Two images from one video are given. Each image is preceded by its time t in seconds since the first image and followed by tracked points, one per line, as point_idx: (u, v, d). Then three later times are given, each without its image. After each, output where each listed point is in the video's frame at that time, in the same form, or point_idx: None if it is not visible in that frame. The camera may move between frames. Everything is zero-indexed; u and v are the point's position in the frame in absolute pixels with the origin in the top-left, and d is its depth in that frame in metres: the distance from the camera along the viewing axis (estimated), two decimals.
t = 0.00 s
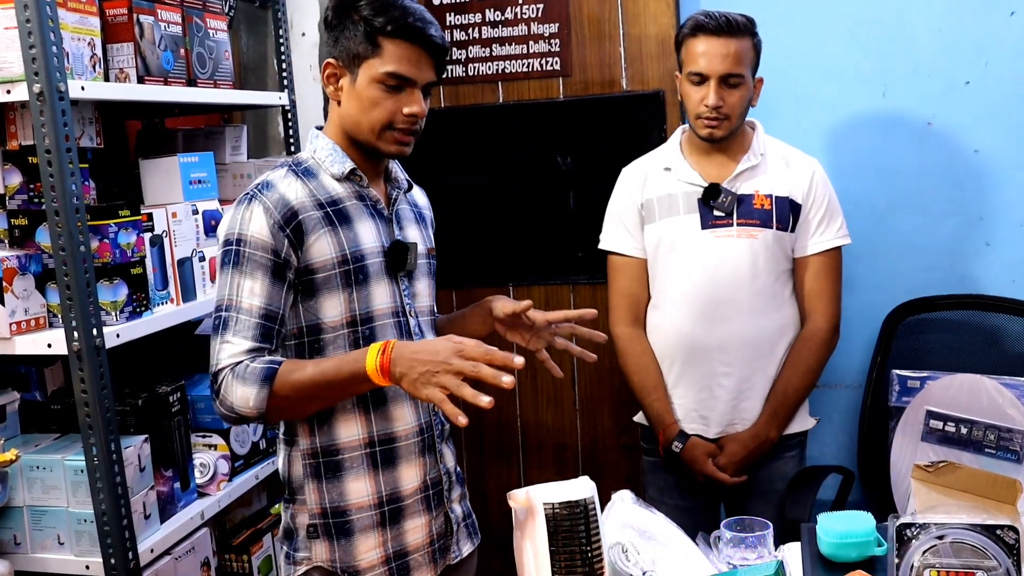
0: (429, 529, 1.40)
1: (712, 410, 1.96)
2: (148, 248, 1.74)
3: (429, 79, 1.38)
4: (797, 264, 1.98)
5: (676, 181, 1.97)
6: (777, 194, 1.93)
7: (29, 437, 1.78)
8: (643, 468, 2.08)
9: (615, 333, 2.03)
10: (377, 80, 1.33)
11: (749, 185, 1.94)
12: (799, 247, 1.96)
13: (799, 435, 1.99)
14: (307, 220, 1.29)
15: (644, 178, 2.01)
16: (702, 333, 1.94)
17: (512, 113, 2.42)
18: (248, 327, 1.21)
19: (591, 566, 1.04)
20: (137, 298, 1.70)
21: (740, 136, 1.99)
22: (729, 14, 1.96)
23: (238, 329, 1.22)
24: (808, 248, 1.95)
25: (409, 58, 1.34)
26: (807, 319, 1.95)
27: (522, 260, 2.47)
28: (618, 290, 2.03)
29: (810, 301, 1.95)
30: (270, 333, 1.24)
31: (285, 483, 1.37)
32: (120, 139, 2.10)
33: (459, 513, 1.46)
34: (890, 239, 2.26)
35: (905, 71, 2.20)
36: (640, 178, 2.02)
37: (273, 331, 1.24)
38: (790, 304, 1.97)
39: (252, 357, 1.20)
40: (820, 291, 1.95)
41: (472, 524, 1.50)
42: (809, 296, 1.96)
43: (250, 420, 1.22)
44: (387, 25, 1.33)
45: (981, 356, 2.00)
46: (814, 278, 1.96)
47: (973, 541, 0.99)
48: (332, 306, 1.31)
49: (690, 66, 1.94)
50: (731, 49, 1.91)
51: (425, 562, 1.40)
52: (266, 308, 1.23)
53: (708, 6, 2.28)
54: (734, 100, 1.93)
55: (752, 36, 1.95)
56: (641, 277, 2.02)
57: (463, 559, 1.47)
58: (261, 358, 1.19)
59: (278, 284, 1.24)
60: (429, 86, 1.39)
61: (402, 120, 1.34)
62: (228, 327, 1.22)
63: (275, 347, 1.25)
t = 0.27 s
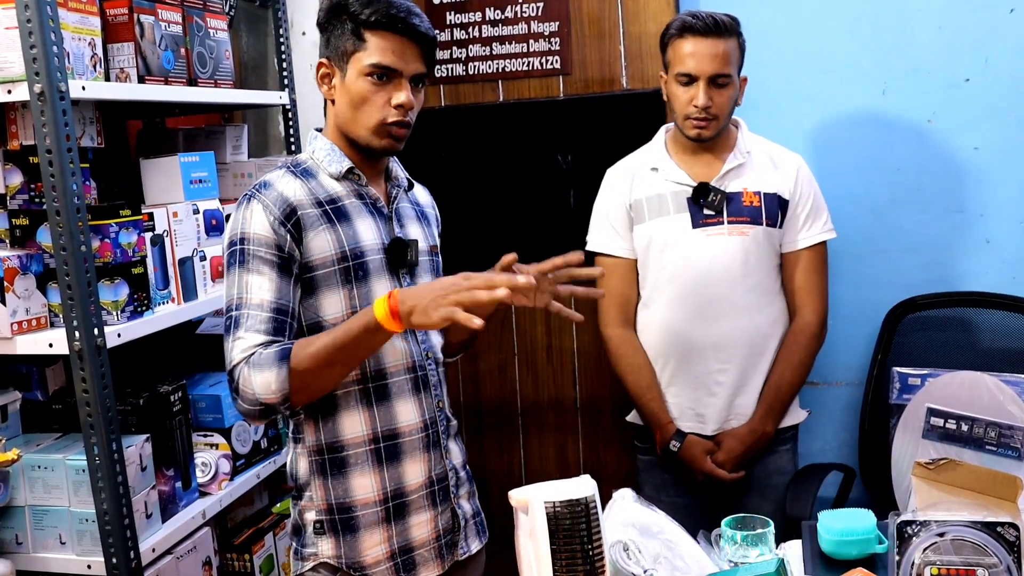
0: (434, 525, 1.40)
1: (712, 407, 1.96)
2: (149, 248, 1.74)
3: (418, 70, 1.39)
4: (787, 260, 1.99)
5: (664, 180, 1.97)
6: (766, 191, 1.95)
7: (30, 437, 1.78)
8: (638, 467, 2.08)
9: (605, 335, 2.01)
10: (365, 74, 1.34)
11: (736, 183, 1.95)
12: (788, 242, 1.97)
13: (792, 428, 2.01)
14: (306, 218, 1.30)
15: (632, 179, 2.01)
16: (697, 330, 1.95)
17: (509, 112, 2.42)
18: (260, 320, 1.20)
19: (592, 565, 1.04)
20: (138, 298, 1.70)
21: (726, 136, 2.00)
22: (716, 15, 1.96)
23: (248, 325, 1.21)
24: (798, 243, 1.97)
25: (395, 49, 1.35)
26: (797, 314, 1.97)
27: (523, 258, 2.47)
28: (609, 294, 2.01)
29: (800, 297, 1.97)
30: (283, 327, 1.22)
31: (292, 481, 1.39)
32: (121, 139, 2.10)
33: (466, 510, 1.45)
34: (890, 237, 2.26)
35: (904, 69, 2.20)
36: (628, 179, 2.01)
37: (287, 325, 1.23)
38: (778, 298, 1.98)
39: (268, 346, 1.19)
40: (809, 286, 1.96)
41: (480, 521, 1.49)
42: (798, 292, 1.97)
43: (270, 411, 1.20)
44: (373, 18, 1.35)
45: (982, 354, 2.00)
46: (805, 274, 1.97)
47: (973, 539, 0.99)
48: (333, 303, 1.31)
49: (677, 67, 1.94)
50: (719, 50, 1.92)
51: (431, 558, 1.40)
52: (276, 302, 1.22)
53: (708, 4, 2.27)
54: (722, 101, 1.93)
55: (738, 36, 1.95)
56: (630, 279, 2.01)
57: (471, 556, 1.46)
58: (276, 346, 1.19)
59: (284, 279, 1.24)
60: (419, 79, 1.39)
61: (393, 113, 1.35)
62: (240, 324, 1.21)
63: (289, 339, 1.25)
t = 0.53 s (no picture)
0: (440, 524, 1.40)
1: (703, 406, 1.97)
2: (150, 249, 1.74)
3: (418, 66, 1.39)
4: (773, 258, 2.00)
5: (651, 183, 1.98)
6: (752, 190, 1.96)
7: (31, 437, 1.78)
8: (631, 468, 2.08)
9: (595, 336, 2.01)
10: (367, 72, 1.35)
11: (723, 183, 1.96)
12: (776, 241, 1.99)
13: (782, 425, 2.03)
14: (311, 219, 1.30)
15: (618, 182, 2.01)
16: (688, 331, 1.95)
17: (509, 112, 2.42)
18: (264, 324, 1.21)
19: (592, 565, 1.04)
20: (139, 298, 1.70)
21: (710, 136, 2.01)
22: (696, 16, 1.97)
23: (252, 329, 1.22)
24: (785, 241, 1.98)
25: (396, 46, 1.35)
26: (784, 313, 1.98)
27: (524, 259, 2.47)
28: (596, 294, 2.02)
29: (787, 295, 1.98)
30: (285, 330, 1.23)
31: (299, 480, 1.39)
32: (121, 139, 2.11)
33: (471, 508, 1.46)
34: (890, 237, 2.27)
35: (904, 69, 2.20)
36: (614, 182, 2.02)
37: (288, 328, 1.24)
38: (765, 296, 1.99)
39: (273, 354, 1.20)
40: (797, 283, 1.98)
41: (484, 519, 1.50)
42: (785, 290, 1.99)
43: (271, 417, 1.22)
44: (371, 17, 1.35)
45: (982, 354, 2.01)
46: (792, 273, 1.98)
47: (973, 538, 0.99)
48: (338, 303, 1.32)
49: (660, 69, 1.95)
50: (701, 50, 1.93)
51: (437, 556, 1.40)
52: (279, 305, 1.23)
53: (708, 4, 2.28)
54: (706, 100, 1.94)
55: (717, 36, 1.96)
56: (618, 280, 2.02)
57: (476, 554, 1.46)
58: (283, 356, 1.19)
59: (288, 282, 1.24)
60: (419, 75, 1.40)
61: (395, 109, 1.35)
62: (243, 327, 1.22)
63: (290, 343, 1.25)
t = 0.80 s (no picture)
0: (445, 524, 1.41)
1: (689, 410, 2.00)
2: (151, 250, 1.74)
3: (420, 66, 1.39)
4: (757, 263, 2.05)
5: (637, 190, 2.01)
6: (737, 196, 2.00)
7: (32, 438, 1.78)
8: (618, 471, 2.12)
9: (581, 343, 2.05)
10: (369, 74, 1.35)
11: (708, 190, 2.00)
12: (759, 246, 2.03)
13: (762, 429, 2.08)
14: (317, 222, 1.30)
15: (604, 189, 2.05)
16: (674, 337, 1.99)
17: (511, 114, 2.42)
18: (266, 327, 1.22)
19: (593, 567, 1.04)
20: (140, 299, 1.70)
21: (693, 142, 2.05)
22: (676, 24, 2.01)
23: (255, 331, 1.22)
24: (769, 245, 2.03)
25: (396, 47, 1.36)
26: (765, 317, 2.03)
27: (525, 261, 2.47)
28: (582, 300, 2.06)
29: (770, 299, 2.03)
30: (287, 334, 1.24)
31: (305, 482, 1.39)
32: (123, 140, 2.11)
33: (474, 508, 1.46)
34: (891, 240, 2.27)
35: (905, 72, 2.21)
36: (600, 189, 2.05)
37: (290, 332, 1.24)
38: (749, 300, 2.03)
39: (273, 358, 1.20)
40: (781, 288, 2.03)
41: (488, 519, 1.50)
42: (770, 294, 2.03)
43: (271, 419, 1.22)
44: (371, 19, 1.36)
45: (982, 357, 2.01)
46: (778, 276, 2.03)
47: (974, 542, 0.99)
48: (344, 305, 1.32)
49: (642, 76, 1.98)
50: (681, 56, 1.96)
51: (442, 556, 1.40)
52: (282, 309, 1.23)
53: (709, 7, 2.28)
54: (688, 106, 1.97)
55: (698, 43, 2.00)
56: (603, 285, 2.06)
57: (480, 554, 1.46)
58: (284, 359, 1.20)
59: (292, 285, 1.24)
60: (421, 75, 1.40)
61: (397, 109, 1.35)
62: (245, 329, 1.22)
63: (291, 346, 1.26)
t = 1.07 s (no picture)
0: (450, 520, 1.41)
1: (680, 411, 2.01)
2: (151, 250, 1.74)
3: (411, 59, 1.39)
4: (746, 262, 2.06)
5: (625, 192, 2.03)
6: (726, 196, 2.01)
7: (31, 438, 1.78)
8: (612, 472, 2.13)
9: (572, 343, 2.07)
10: (360, 69, 1.36)
11: (697, 190, 2.01)
12: (748, 245, 2.04)
13: (754, 429, 2.08)
14: (322, 221, 1.30)
15: (593, 191, 2.07)
16: (665, 337, 2.00)
17: (510, 115, 2.43)
18: (271, 326, 1.22)
19: (593, 568, 1.04)
20: (140, 299, 1.70)
21: (681, 144, 2.07)
22: (661, 27, 2.04)
23: (259, 330, 1.22)
24: (757, 245, 2.04)
25: (386, 41, 1.36)
26: (754, 317, 2.04)
27: (526, 262, 2.47)
28: (573, 302, 2.08)
29: (759, 299, 2.04)
30: (291, 332, 1.24)
31: (312, 480, 1.39)
32: (122, 141, 2.11)
33: (479, 505, 1.46)
34: (891, 241, 2.27)
35: (905, 74, 2.21)
36: (589, 191, 2.08)
37: (295, 331, 1.24)
38: (738, 300, 2.04)
39: (278, 357, 1.21)
40: (769, 288, 2.04)
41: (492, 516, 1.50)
42: (759, 294, 2.04)
43: (275, 419, 1.23)
44: (360, 14, 1.36)
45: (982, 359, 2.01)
46: (766, 277, 2.04)
47: (974, 543, 0.99)
48: (349, 303, 1.32)
49: (627, 79, 2.01)
50: (665, 57, 1.98)
51: (448, 552, 1.40)
52: (287, 307, 1.23)
53: (709, 8, 2.28)
54: (674, 106, 1.99)
55: (682, 45, 2.02)
56: (594, 287, 2.08)
57: (484, 550, 1.46)
58: (288, 359, 1.20)
59: (296, 284, 1.25)
60: (413, 69, 1.40)
61: (389, 102, 1.35)
62: (250, 328, 1.22)
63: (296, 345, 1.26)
